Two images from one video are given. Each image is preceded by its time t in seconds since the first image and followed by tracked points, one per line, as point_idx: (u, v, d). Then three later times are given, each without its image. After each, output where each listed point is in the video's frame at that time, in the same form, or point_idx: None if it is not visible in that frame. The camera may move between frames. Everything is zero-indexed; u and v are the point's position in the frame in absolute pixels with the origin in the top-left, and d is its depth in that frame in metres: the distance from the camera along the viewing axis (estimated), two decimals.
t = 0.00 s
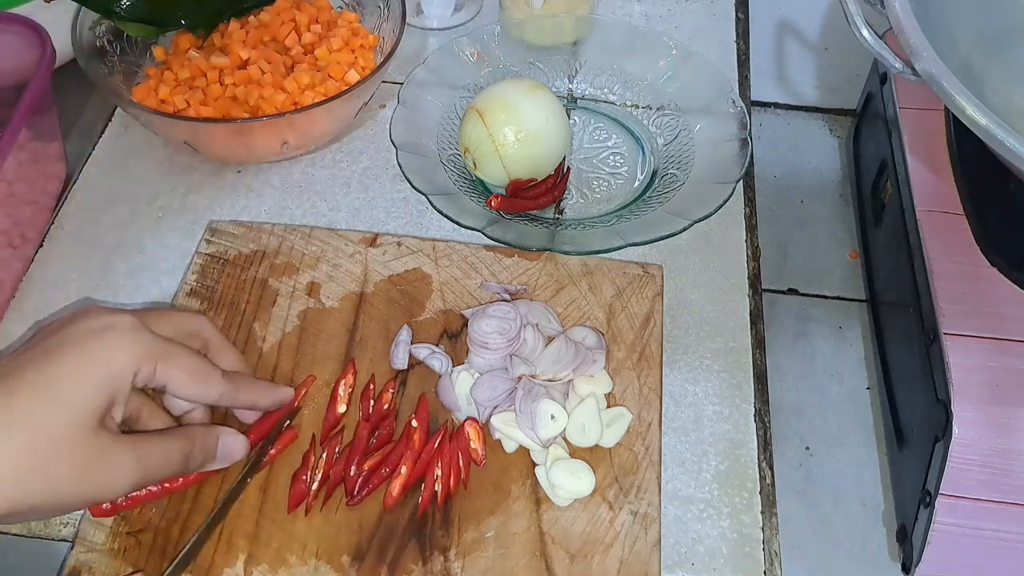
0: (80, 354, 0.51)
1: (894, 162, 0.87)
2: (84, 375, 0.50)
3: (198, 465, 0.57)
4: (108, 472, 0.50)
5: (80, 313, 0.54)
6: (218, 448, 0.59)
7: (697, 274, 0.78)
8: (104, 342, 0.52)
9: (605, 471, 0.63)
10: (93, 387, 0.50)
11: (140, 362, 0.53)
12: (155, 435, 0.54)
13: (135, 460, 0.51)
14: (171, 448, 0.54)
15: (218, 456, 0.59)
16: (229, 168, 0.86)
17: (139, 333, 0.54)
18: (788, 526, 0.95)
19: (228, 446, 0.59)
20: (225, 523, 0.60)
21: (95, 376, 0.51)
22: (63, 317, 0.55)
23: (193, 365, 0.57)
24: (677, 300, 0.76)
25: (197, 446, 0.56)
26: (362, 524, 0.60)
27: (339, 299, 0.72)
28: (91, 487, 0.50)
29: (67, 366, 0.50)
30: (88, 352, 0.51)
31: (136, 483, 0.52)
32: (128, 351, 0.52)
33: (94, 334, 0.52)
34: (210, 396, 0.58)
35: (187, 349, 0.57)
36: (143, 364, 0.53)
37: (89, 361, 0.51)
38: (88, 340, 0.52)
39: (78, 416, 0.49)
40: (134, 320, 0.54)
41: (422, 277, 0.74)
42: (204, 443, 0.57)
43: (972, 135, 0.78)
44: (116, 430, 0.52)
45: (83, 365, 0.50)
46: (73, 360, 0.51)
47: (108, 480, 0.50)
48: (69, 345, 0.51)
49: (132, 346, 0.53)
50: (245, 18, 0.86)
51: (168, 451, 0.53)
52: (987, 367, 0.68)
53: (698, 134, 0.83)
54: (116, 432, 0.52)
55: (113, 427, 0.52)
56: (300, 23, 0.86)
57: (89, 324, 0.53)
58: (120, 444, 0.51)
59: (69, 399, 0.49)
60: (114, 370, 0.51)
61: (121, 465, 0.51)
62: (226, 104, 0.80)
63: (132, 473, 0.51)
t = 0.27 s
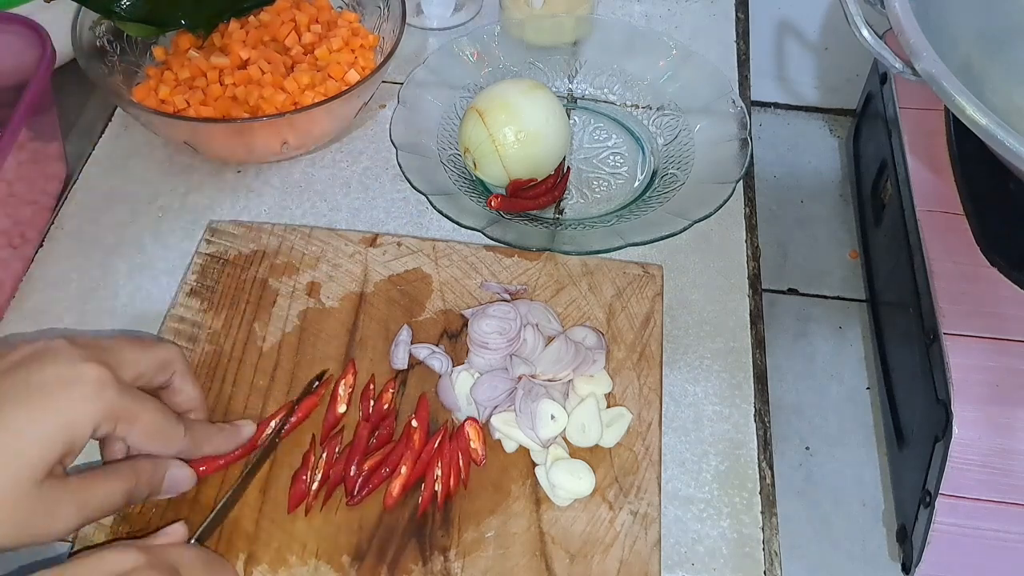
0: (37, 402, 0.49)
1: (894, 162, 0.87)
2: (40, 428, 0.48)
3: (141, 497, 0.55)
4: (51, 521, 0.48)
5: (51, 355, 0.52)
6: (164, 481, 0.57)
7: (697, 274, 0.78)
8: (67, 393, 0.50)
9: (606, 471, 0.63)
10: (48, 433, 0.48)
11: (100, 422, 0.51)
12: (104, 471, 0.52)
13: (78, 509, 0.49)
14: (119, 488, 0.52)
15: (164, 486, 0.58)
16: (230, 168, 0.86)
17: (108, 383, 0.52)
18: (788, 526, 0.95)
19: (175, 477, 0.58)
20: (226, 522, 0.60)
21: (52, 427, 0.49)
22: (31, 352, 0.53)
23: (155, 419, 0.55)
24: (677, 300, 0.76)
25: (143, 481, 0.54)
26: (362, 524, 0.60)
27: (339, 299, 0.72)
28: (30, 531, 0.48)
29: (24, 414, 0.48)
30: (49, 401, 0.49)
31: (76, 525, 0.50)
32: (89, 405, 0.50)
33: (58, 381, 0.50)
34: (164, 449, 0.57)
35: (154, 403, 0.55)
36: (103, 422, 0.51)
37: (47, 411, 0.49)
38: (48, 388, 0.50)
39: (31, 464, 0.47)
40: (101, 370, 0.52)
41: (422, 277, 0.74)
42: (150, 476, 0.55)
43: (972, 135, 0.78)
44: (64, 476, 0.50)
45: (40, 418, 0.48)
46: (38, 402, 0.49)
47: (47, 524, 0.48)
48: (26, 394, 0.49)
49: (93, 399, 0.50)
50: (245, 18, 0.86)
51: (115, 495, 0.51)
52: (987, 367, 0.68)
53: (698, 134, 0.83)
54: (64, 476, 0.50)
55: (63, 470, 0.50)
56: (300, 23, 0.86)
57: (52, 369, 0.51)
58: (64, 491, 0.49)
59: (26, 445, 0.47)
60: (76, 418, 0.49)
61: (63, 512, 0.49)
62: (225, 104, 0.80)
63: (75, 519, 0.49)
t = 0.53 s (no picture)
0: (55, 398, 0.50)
1: (894, 162, 0.87)
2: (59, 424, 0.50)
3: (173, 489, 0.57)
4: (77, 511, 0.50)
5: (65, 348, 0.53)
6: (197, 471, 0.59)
7: (697, 273, 0.78)
8: (83, 387, 0.51)
9: (605, 471, 0.63)
10: (67, 431, 0.50)
11: (119, 410, 0.52)
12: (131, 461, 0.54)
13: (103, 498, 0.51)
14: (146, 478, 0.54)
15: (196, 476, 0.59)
16: (230, 167, 0.86)
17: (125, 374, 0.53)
18: (788, 526, 0.95)
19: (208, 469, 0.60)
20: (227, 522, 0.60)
21: (71, 423, 0.50)
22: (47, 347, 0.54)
23: (175, 410, 0.55)
24: (677, 300, 0.76)
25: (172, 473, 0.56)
26: (363, 524, 0.60)
27: (339, 299, 0.72)
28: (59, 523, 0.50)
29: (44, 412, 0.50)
30: (66, 397, 0.50)
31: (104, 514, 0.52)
32: (105, 399, 0.51)
33: (76, 375, 0.51)
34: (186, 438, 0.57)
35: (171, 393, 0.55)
36: (122, 411, 0.52)
37: (64, 407, 0.50)
38: (65, 383, 0.51)
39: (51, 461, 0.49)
40: (118, 362, 0.53)
41: (422, 277, 0.74)
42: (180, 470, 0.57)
43: (972, 135, 0.78)
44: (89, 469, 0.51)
45: (59, 414, 0.50)
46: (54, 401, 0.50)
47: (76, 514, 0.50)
48: (46, 390, 0.50)
49: (109, 393, 0.51)
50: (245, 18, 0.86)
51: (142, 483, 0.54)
52: (987, 367, 0.68)
53: (698, 134, 0.83)
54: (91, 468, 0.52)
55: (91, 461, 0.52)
56: (300, 23, 0.86)
57: (70, 364, 0.52)
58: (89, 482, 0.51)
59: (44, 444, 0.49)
60: (92, 412, 0.51)
61: (88, 503, 0.51)
62: (225, 104, 0.80)
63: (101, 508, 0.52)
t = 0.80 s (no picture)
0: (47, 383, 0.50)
1: (894, 163, 0.87)
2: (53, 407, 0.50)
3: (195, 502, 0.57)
4: (94, 503, 0.50)
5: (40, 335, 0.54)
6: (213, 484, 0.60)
7: (697, 273, 0.78)
8: (71, 368, 0.51)
9: (605, 471, 0.63)
10: (62, 412, 0.50)
11: (107, 385, 0.52)
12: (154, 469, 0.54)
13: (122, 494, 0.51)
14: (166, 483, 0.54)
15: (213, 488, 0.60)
16: (229, 168, 0.86)
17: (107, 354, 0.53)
18: (788, 526, 0.95)
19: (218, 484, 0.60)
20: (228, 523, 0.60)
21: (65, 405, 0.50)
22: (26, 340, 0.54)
23: (166, 381, 0.56)
24: (677, 300, 0.76)
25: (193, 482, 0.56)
26: (363, 524, 0.60)
27: (339, 299, 0.72)
28: (80, 512, 0.50)
29: (38, 396, 0.50)
30: (56, 379, 0.51)
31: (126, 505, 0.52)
32: (94, 375, 0.52)
33: (62, 357, 0.52)
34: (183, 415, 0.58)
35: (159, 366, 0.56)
36: (111, 387, 0.53)
37: (55, 388, 0.50)
38: (53, 366, 0.51)
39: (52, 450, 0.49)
40: (101, 341, 0.53)
41: (422, 277, 0.74)
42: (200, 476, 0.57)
43: (972, 135, 0.78)
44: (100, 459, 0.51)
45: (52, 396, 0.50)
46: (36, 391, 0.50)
47: (93, 503, 0.50)
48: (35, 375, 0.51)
49: (97, 370, 0.52)
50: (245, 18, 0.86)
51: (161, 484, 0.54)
52: (987, 367, 0.68)
53: (698, 134, 0.83)
54: (98, 455, 0.52)
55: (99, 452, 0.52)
56: (300, 23, 0.86)
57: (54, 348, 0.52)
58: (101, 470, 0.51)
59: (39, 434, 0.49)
60: (84, 390, 0.51)
61: (105, 488, 0.51)
62: (225, 104, 0.80)
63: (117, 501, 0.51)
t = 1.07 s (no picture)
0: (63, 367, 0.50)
1: (894, 162, 0.87)
2: (69, 388, 0.50)
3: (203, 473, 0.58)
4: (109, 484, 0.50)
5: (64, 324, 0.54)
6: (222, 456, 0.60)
7: (697, 273, 0.78)
8: (88, 352, 0.51)
9: (605, 471, 0.63)
10: (79, 394, 0.50)
11: (123, 369, 0.52)
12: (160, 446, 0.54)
13: (134, 471, 0.51)
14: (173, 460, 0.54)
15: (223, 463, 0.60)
16: (229, 168, 0.86)
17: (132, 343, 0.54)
18: (788, 526, 0.95)
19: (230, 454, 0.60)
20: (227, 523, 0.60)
21: (81, 386, 0.50)
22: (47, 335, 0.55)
23: (181, 370, 0.56)
24: (677, 300, 0.76)
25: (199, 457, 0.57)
26: (363, 524, 0.60)
27: (339, 299, 0.72)
28: (90, 497, 0.49)
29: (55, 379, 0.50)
30: (74, 362, 0.51)
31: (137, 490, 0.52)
32: (111, 358, 0.52)
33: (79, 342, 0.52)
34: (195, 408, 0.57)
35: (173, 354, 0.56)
36: (128, 372, 0.53)
37: (72, 372, 0.50)
38: (70, 351, 0.51)
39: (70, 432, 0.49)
40: (117, 327, 0.54)
41: (422, 277, 0.74)
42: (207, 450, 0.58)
43: (972, 135, 0.78)
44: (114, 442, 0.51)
45: (68, 379, 0.50)
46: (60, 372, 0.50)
47: (105, 488, 0.50)
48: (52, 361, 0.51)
49: (113, 353, 0.52)
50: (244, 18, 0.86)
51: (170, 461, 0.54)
52: (987, 367, 0.68)
53: (697, 134, 0.83)
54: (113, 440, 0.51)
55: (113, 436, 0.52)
56: (300, 23, 0.86)
57: (70, 335, 0.53)
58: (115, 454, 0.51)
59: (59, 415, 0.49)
60: (100, 373, 0.51)
61: (120, 471, 0.51)
62: (225, 104, 0.80)
63: (132, 482, 0.51)
